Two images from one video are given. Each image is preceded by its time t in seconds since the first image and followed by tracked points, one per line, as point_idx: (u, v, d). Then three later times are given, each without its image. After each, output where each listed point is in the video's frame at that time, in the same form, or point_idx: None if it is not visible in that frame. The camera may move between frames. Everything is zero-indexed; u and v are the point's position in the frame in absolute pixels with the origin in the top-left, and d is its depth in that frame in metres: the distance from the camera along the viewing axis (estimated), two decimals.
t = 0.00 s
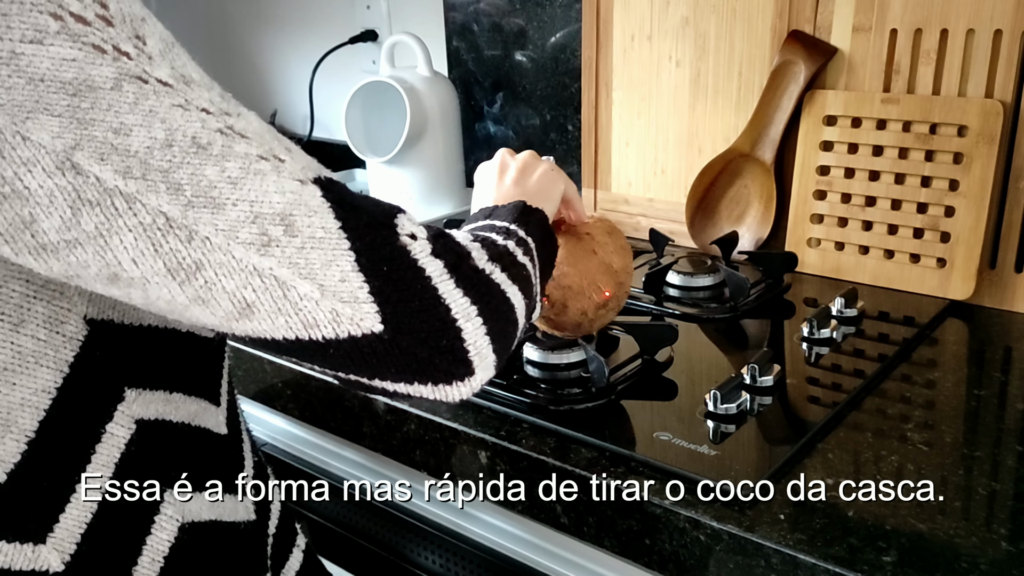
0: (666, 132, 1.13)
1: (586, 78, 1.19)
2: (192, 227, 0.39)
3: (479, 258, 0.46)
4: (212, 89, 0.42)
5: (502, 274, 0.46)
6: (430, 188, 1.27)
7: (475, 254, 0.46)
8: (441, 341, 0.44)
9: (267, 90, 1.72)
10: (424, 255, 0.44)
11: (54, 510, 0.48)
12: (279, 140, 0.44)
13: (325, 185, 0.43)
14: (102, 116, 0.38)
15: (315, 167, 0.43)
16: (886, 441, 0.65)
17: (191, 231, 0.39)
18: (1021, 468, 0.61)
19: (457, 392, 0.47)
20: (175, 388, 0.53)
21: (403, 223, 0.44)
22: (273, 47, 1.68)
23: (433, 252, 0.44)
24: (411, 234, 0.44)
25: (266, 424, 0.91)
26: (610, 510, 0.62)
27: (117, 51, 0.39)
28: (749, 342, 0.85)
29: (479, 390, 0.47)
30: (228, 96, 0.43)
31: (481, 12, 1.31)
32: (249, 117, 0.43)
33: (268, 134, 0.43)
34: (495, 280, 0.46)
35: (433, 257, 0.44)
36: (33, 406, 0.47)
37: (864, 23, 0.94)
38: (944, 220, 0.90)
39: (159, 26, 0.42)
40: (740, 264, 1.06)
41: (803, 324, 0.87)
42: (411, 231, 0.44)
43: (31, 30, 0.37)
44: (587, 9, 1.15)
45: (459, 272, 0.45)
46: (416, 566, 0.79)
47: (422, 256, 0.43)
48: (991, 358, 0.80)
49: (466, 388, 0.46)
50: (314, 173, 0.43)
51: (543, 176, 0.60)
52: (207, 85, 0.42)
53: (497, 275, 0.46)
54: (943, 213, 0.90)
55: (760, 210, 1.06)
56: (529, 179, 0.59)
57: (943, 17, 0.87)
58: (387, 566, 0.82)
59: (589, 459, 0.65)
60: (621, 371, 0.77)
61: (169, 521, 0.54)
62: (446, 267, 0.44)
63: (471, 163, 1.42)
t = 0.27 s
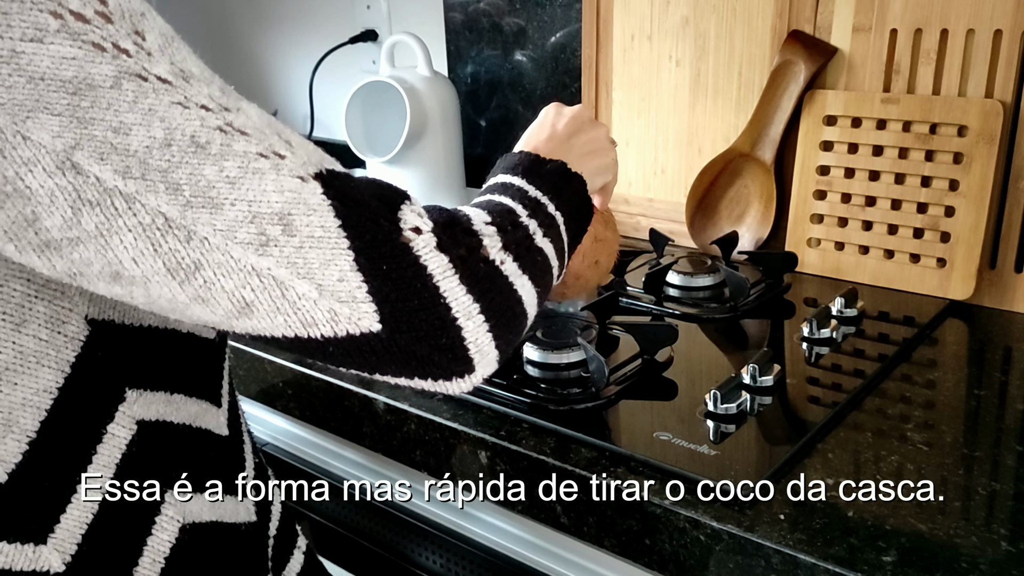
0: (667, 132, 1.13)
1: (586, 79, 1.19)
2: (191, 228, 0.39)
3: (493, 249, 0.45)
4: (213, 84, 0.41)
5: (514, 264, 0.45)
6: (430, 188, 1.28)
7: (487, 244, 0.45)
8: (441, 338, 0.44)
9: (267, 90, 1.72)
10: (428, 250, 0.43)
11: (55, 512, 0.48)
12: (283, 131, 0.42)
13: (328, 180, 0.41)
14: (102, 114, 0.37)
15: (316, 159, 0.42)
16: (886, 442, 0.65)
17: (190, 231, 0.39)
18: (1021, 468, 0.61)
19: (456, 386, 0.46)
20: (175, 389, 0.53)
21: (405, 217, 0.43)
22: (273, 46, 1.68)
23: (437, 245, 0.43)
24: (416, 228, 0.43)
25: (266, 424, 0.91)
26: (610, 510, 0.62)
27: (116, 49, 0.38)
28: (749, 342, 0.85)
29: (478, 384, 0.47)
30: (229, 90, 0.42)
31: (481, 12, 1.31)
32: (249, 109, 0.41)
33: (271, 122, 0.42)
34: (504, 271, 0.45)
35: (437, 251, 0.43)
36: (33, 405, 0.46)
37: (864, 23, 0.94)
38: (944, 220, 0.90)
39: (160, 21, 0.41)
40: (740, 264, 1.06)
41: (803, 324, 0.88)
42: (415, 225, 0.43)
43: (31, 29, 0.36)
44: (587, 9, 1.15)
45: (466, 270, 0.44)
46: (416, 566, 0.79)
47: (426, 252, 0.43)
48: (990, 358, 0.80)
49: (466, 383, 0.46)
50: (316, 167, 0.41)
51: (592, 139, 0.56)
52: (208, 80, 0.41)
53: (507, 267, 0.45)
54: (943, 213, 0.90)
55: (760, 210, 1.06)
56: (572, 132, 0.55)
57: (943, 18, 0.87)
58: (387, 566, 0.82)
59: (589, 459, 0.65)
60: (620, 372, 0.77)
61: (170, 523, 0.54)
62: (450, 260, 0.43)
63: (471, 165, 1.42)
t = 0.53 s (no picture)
0: (667, 132, 1.13)
1: (586, 79, 1.19)
2: (182, 244, 0.39)
3: (491, 281, 0.45)
4: (212, 98, 0.40)
5: (510, 296, 0.45)
6: (430, 189, 1.27)
7: (484, 274, 0.45)
8: (421, 367, 0.44)
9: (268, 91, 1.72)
10: (417, 278, 0.43)
11: (55, 514, 0.48)
12: (281, 148, 0.42)
13: (321, 202, 0.41)
14: (100, 125, 0.37)
15: (311, 179, 0.41)
16: (886, 441, 0.65)
17: (181, 248, 0.39)
18: (1021, 468, 0.61)
19: (431, 414, 0.46)
20: (176, 390, 0.53)
21: (399, 243, 0.43)
22: (273, 48, 1.68)
23: (427, 273, 0.43)
24: (408, 255, 0.43)
25: (266, 423, 0.91)
26: (610, 510, 0.62)
27: (118, 60, 0.37)
28: (749, 342, 0.85)
29: (454, 414, 0.47)
30: (229, 104, 0.41)
31: (481, 12, 1.31)
32: (246, 124, 0.41)
33: (270, 136, 0.42)
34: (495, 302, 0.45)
35: (427, 280, 0.43)
36: (36, 406, 0.47)
37: (864, 22, 0.94)
38: (944, 220, 0.90)
39: (159, 31, 0.40)
40: (740, 264, 1.06)
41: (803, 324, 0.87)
42: (407, 252, 0.43)
43: (34, 37, 0.36)
44: (587, 9, 1.15)
45: (456, 300, 0.44)
46: (416, 566, 0.79)
47: (416, 280, 0.43)
48: (990, 358, 0.80)
49: (443, 412, 0.46)
50: (310, 188, 0.41)
51: (617, 184, 0.56)
52: (207, 93, 0.40)
53: (502, 299, 0.45)
54: (943, 213, 0.90)
55: (760, 210, 1.06)
56: (608, 170, 0.56)
57: (943, 17, 0.87)
58: (387, 566, 0.82)
59: (589, 459, 0.65)
60: (620, 373, 0.77)
61: (171, 523, 0.54)
62: (440, 291, 0.43)
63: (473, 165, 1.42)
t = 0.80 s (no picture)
0: (666, 132, 1.13)
1: (586, 79, 1.19)
2: (167, 270, 0.39)
3: (474, 328, 0.45)
4: (208, 125, 0.39)
5: (491, 344, 0.46)
6: (430, 188, 1.27)
7: (469, 321, 0.45)
8: (390, 408, 0.44)
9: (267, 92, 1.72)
10: (397, 321, 0.43)
11: (55, 517, 0.48)
12: (274, 178, 0.41)
13: (309, 237, 0.40)
14: (96, 146, 0.37)
15: (301, 213, 0.41)
16: (886, 441, 0.65)
17: (165, 274, 0.39)
18: (1021, 468, 0.61)
19: (395, 449, 0.47)
20: (175, 394, 0.53)
21: (384, 282, 0.42)
22: (272, 48, 1.68)
23: (407, 315, 0.43)
24: (391, 296, 0.42)
25: (267, 423, 0.92)
26: (610, 510, 0.62)
27: (118, 83, 0.37)
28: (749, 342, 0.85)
29: (418, 452, 0.47)
30: (225, 131, 0.40)
31: (481, 12, 1.31)
32: (241, 151, 0.40)
33: (264, 165, 0.41)
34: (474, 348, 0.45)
35: (407, 323, 0.43)
36: (35, 410, 0.46)
37: (864, 23, 0.94)
38: (944, 220, 0.90)
39: (161, 55, 0.39)
40: (740, 264, 1.05)
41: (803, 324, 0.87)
42: (391, 292, 0.42)
43: (35, 54, 0.36)
44: (587, 9, 1.15)
45: (434, 345, 0.44)
46: (416, 566, 0.79)
47: (396, 322, 0.43)
48: (990, 358, 0.80)
49: (409, 449, 0.46)
50: (299, 223, 0.40)
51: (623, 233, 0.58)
52: (203, 120, 0.39)
53: (483, 347, 0.46)
54: (943, 213, 0.90)
55: (760, 210, 1.06)
56: (617, 219, 0.57)
57: (943, 17, 0.87)
58: (387, 566, 0.81)
59: (589, 459, 0.65)
60: (620, 372, 0.77)
61: (170, 527, 0.54)
62: (418, 333, 0.43)
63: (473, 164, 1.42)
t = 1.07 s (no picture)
0: (666, 132, 1.13)
1: (586, 78, 1.18)
2: (157, 286, 0.39)
3: (461, 350, 0.45)
4: (203, 140, 0.39)
5: (478, 367, 0.46)
6: (430, 188, 1.27)
7: (456, 343, 0.45)
8: (374, 428, 0.44)
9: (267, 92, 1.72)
10: (384, 342, 0.43)
11: (51, 521, 0.48)
12: (267, 196, 0.41)
13: (301, 256, 0.41)
14: (90, 160, 0.37)
15: (292, 231, 0.41)
16: (886, 441, 0.65)
17: (155, 289, 0.39)
18: (1021, 468, 0.61)
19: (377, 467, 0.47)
20: (173, 399, 0.53)
21: (373, 303, 0.43)
22: (274, 48, 1.68)
23: (395, 336, 0.43)
24: (379, 316, 0.43)
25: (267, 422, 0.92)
26: (610, 510, 0.62)
27: (114, 97, 0.37)
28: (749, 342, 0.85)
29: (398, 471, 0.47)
30: (220, 146, 0.40)
31: (481, 12, 1.31)
32: (234, 168, 0.40)
33: (257, 183, 0.41)
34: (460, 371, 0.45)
35: (394, 343, 0.43)
36: (30, 416, 0.47)
37: (864, 23, 0.94)
38: (944, 220, 0.90)
39: (157, 69, 0.40)
40: (740, 263, 1.04)
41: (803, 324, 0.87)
42: (379, 313, 0.43)
43: (33, 65, 0.36)
44: (587, 9, 1.15)
45: (420, 366, 0.44)
46: (416, 566, 0.80)
47: (383, 342, 0.43)
48: (991, 358, 0.80)
49: (389, 468, 0.46)
50: (291, 241, 0.41)
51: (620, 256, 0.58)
52: (198, 135, 0.39)
53: (469, 370, 0.46)
54: (943, 213, 0.90)
55: (760, 210, 1.06)
56: (612, 240, 0.57)
57: (943, 17, 0.87)
58: (387, 566, 0.82)
59: (589, 459, 0.65)
60: (620, 372, 0.77)
61: (167, 532, 0.53)
62: (404, 354, 0.43)
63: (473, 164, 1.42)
